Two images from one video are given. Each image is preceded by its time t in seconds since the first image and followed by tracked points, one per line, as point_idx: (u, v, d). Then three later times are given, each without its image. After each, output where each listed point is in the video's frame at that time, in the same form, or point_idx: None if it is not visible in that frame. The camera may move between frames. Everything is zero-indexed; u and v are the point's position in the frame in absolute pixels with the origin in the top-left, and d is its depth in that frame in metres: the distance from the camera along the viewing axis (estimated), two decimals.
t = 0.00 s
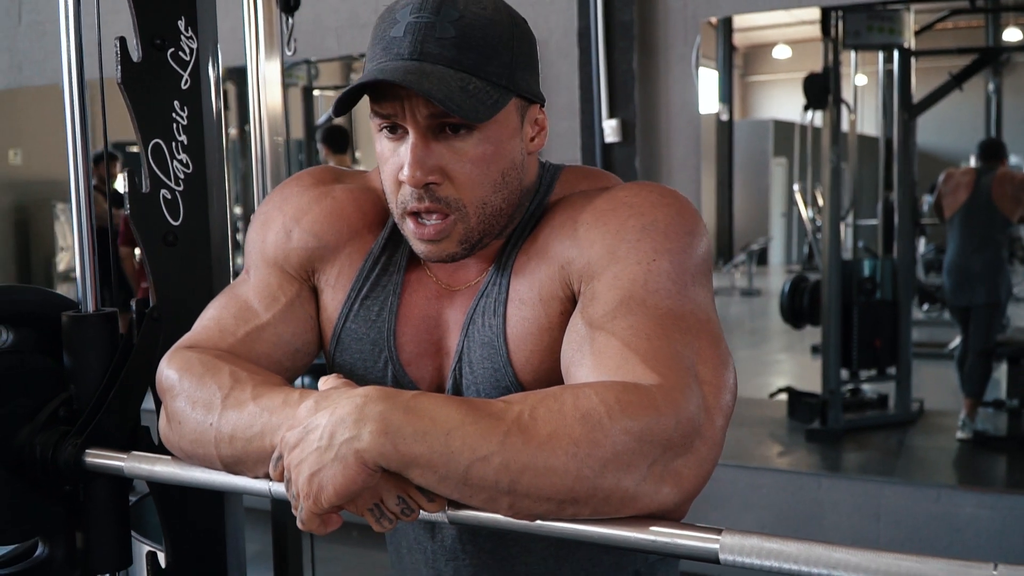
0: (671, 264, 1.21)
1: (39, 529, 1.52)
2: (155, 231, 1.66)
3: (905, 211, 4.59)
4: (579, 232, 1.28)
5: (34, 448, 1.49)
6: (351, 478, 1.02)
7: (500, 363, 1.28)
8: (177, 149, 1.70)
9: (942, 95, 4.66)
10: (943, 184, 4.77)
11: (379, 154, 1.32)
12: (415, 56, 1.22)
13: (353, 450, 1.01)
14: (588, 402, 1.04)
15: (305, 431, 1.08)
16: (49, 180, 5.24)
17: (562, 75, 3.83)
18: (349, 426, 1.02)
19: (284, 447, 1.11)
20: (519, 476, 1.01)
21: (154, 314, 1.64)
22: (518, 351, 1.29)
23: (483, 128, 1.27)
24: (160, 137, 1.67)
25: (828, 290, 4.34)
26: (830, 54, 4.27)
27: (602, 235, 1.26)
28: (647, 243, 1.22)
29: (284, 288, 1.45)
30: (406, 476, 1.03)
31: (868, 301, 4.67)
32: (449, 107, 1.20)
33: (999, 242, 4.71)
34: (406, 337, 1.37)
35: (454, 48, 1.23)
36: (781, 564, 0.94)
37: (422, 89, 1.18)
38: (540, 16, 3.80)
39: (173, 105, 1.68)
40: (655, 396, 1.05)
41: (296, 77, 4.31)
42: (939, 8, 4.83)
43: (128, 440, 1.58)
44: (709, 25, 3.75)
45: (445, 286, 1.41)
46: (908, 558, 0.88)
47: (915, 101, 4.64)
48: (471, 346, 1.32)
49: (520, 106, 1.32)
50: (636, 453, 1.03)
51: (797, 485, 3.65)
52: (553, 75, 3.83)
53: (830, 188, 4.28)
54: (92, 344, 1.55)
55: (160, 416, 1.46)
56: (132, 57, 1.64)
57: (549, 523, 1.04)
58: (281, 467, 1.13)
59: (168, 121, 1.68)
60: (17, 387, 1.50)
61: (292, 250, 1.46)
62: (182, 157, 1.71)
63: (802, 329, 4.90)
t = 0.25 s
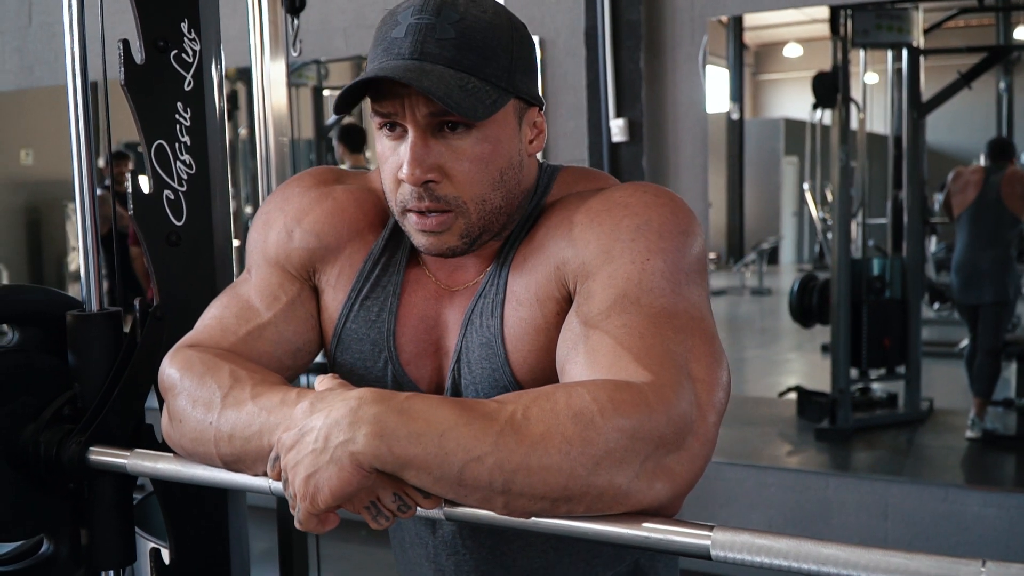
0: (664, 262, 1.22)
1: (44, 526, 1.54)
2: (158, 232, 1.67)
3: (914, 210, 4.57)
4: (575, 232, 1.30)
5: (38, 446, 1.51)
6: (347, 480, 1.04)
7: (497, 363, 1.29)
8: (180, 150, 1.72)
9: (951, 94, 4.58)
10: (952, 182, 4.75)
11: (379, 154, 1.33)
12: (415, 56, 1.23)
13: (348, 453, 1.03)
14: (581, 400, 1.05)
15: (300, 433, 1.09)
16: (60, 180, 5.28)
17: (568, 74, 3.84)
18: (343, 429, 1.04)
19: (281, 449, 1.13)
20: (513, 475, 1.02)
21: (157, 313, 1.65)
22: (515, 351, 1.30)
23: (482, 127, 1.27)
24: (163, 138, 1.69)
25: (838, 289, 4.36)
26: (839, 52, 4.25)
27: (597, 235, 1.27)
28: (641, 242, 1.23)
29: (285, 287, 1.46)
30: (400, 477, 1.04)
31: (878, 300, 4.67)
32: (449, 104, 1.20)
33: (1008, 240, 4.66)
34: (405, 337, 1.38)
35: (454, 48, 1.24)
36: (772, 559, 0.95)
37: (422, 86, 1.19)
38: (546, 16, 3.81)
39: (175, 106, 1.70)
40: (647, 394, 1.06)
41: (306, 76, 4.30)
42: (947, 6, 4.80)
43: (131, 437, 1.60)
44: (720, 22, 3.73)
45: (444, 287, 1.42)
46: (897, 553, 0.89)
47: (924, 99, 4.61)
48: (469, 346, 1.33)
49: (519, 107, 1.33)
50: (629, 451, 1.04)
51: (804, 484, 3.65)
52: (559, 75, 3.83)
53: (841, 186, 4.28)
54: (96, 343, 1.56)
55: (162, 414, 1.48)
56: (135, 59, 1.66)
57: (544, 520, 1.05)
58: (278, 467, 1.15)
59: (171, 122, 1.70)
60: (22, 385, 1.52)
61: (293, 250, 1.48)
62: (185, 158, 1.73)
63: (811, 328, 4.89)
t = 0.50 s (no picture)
0: (664, 263, 1.22)
1: (51, 523, 1.56)
2: (164, 231, 1.69)
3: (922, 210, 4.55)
4: (576, 233, 1.30)
5: (46, 443, 1.53)
6: (348, 477, 1.05)
7: (500, 363, 1.30)
8: (186, 150, 1.73)
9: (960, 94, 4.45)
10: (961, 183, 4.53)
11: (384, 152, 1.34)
12: (419, 55, 1.24)
13: (349, 450, 1.04)
14: (580, 397, 1.05)
15: (302, 429, 1.10)
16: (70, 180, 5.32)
17: (575, 75, 3.84)
18: (345, 426, 1.05)
19: (283, 445, 1.14)
20: (513, 472, 1.03)
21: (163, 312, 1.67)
22: (518, 351, 1.31)
23: (485, 124, 1.28)
24: (169, 138, 1.70)
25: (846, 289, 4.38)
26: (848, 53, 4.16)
27: (598, 236, 1.28)
28: (642, 243, 1.24)
29: (291, 287, 1.47)
30: (401, 473, 1.05)
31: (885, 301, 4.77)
32: (452, 101, 1.21)
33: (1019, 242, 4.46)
34: (410, 338, 1.39)
35: (458, 47, 1.25)
36: (768, 556, 0.96)
37: (426, 84, 1.20)
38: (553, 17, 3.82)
39: (181, 107, 1.71)
40: (646, 392, 1.07)
41: (314, 78, 4.28)
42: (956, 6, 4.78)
43: (137, 435, 1.61)
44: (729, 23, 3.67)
45: (448, 287, 1.43)
46: (893, 551, 0.89)
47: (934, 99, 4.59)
48: (473, 346, 1.34)
49: (522, 106, 1.33)
50: (627, 449, 1.05)
51: (813, 484, 3.67)
52: (566, 75, 3.84)
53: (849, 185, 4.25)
54: (101, 342, 1.57)
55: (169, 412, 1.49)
56: (141, 60, 1.67)
57: (544, 517, 1.06)
58: (280, 464, 1.16)
59: (177, 122, 1.71)
60: (29, 384, 1.54)
61: (299, 251, 1.49)
62: (190, 158, 1.74)
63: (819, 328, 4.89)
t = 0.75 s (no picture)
0: (667, 263, 1.23)
1: (59, 520, 1.57)
2: (171, 230, 1.70)
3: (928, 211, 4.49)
4: (581, 233, 1.31)
5: (54, 441, 1.54)
6: (352, 474, 1.06)
7: (505, 363, 1.31)
8: (193, 151, 1.74)
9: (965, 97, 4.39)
10: (969, 182, 3.92)
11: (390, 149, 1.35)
12: (427, 51, 1.26)
13: (353, 447, 1.05)
14: (581, 395, 1.06)
15: (306, 427, 1.11)
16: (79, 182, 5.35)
17: (582, 75, 3.85)
18: (349, 423, 1.05)
19: (287, 442, 1.15)
20: (515, 470, 1.03)
21: (170, 312, 1.68)
22: (522, 351, 1.31)
23: (492, 121, 1.29)
24: (176, 139, 1.71)
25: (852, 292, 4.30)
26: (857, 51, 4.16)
27: (602, 237, 1.29)
28: (644, 244, 1.25)
29: (298, 287, 1.48)
30: (404, 470, 1.06)
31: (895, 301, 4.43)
32: (462, 95, 1.22)
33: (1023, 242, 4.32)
34: (415, 338, 1.40)
35: (466, 45, 1.26)
36: (768, 553, 0.96)
37: (435, 77, 1.21)
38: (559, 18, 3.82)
39: (188, 108, 1.73)
40: (646, 390, 1.08)
41: (324, 79, 4.27)
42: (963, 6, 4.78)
43: (145, 434, 1.62)
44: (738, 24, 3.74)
45: (454, 287, 1.44)
46: (891, 549, 0.90)
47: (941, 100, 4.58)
48: (478, 346, 1.34)
49: (528, 105, 1.34)
50: (628, 446, 1.05)
51: (825, 485, 3.73)
52: (573, 76, 3.85)
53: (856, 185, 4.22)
54: (110, 340, 1.59)
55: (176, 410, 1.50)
56: (148, 61, 1.68)
57: (546, 515, 1.06)
58: (285, 462, 1.17)
59: (184, 124, 1.72)
60: (37, 381, 1.55)
61: (306, 251, 1.50)
62: (198, 158, 1.75)
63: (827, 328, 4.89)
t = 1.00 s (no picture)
0: (673, 269, 1.23)
1: (65, 525, 1.57)
2: (177, 235, 1.71)
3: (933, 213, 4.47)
4: (587, 239, 1.31)
5: (58, 446, 1.54)
6: (357, 479, 1.06)
7: (511, 367, 1.31)
8: (199, 156, 1.75)
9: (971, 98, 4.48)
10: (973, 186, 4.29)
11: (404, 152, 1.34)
12: (449, 52, 1.24)
13: (358, 453, 1.05)
14: (586, 401, 1.06)
15: (312, 433, 1.11)
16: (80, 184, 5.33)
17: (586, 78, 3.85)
18: (354, 430, 1.06)
19: (293, 448, 1.15)
20: (520, 475, 1.04)
21: (175, 317, 1.68)
22: (529, 355, 1.32)
23: (512, 119, 1.29)
24: (182, 144, 1.72)
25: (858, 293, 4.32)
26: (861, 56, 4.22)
27: (608, 242, 1.29)
28: (651, 249, 1.25)
29: (304, 292, 1.49)
30: (409, 476, 1.06)
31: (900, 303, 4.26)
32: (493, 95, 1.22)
33: None
34: (422, 342, 1.40)
35: (485, 45, 1.26)
36: (773, 558, 0.96)
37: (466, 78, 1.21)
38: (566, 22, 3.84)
39: (194, 113, 1.73)
40: (651, 395, 1.08)
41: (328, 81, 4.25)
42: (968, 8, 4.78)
43: (150, 438, 1.62)
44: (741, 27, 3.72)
45: (460, 290, 1.43)
46: (897, 554, 0.90)
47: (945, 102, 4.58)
48: (484, 350, 1.34)
49: (542, 104, 1.35)
50: (633, 451, 1.05)
51: (828, 486, 3.74)
52: (577, 79, 3.85)
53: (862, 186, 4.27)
54: (114, 346, 1.59)
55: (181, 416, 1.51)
56: (155, 67, 1.69)
57: (551, 519, 1.07)
58: (290, 467, 1.17)
59: (190, 129, 1.73)
60: (42, 386, 1.56)
61: (312, 257, 1.50)
62: (203, 163, 1.76)
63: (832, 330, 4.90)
